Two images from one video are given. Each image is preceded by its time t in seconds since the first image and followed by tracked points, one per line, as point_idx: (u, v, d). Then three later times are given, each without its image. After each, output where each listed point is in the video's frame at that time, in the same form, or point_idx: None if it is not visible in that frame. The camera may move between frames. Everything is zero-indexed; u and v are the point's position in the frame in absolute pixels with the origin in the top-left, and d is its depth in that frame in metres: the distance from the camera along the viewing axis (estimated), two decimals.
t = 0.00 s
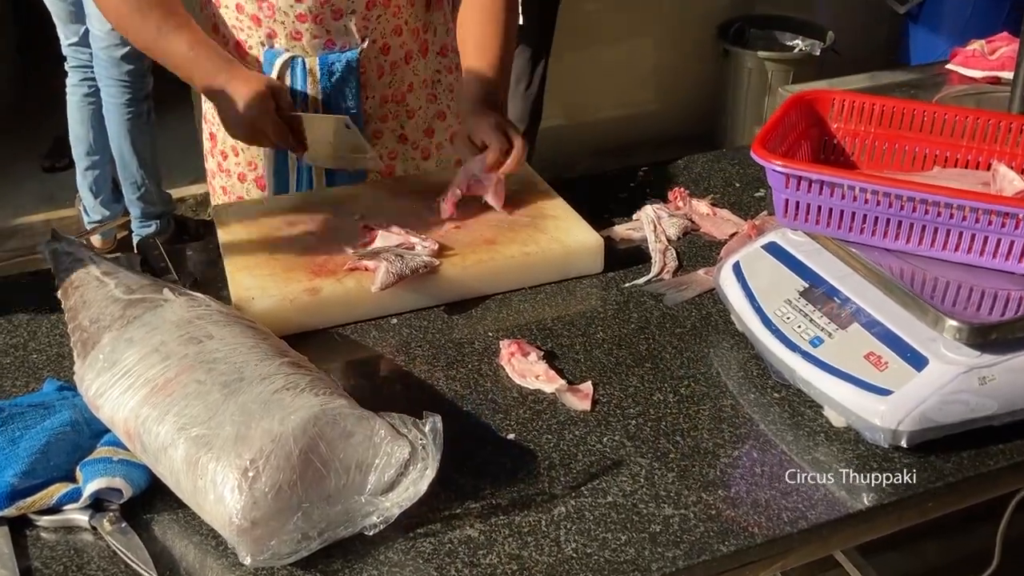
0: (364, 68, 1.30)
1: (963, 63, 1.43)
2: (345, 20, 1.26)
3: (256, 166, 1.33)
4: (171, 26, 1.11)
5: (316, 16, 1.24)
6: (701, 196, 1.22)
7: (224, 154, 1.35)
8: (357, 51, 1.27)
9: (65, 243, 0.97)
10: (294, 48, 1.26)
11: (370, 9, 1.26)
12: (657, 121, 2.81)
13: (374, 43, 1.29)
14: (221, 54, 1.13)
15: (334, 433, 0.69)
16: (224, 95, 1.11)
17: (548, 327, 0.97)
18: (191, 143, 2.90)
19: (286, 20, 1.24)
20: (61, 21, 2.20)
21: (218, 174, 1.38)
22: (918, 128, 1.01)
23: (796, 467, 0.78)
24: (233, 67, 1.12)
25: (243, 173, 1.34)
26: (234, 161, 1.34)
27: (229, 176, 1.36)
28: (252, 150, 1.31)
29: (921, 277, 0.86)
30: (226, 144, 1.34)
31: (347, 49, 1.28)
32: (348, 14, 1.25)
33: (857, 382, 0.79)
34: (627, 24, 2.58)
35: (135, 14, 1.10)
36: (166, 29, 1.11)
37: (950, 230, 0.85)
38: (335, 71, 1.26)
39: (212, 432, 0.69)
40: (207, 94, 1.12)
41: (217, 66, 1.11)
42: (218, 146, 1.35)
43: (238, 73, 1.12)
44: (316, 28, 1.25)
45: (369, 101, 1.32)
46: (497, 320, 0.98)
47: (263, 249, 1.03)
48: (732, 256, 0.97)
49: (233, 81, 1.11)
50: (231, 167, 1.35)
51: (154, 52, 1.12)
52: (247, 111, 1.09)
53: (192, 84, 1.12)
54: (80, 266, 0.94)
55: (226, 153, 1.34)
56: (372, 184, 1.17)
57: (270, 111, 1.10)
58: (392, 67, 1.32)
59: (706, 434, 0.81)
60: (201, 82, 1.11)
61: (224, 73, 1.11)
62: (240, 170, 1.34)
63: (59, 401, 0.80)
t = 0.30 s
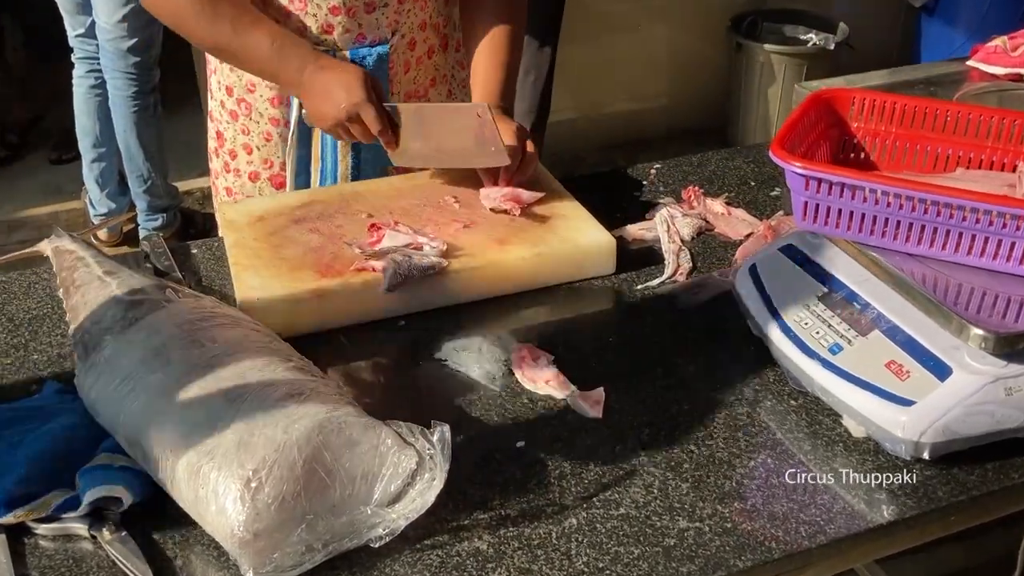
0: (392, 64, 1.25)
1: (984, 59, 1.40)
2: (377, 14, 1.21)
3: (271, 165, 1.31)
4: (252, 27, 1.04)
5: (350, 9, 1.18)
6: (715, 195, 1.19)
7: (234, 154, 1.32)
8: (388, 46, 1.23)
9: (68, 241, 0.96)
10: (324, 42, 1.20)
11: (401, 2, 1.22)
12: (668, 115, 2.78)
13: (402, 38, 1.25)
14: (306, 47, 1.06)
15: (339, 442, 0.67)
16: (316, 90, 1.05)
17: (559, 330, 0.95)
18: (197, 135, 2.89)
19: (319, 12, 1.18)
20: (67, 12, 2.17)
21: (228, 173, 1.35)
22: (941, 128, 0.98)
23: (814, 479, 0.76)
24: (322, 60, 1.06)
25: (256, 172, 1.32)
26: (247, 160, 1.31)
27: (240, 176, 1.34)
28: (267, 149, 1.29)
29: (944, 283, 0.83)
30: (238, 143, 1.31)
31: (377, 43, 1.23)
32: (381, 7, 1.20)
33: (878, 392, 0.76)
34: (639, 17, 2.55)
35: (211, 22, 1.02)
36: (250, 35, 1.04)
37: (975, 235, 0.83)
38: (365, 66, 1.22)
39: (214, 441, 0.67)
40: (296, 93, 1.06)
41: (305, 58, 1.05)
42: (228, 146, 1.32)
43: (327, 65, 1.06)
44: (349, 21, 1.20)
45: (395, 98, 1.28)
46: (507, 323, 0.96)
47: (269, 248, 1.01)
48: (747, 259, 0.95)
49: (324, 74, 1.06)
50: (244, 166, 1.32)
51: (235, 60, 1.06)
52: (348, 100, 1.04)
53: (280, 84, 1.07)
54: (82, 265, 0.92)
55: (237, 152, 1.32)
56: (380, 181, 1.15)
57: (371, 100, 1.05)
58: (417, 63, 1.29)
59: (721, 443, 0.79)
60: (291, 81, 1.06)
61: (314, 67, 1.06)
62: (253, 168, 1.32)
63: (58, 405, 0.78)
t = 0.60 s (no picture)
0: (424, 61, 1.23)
1: (1005, 59, 1.37)
2: (412, 12, 1.17)
3: (292, 163, 1.29)
4: (312, 28, 1.01)
5: (387, 6, 1.15)
6: (728, 196, 1.16)
7: (250, 152, 1.30)
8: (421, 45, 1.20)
9: (65, 240, 0.92)
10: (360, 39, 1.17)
11: None
12: (678, 110, 2.74)
13: (433, 36, 1.22)
14: (363, 48, 1.04)
15: (338, 456, 0.65)
16: (369, 93, 1.05)
17: (566, 336, 0.92)
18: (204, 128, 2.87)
19: (355, 8, 1.14)
20: (72, 3, 2.15)
21: (240, 171, 1.32)
22: (963, 132, 0.96)
23: (829, 496, 0.73)
24: (378, 61, 1.05)
25: (276, 170, 1.30)
26: (269, 157, 1.30)
27: (256, 175, 1.32)
28: (290, 146, 1.28)
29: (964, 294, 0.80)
30: (257, 141, 1.29)
31: (409, 40, 1.20)
32: (416, 4, 1.17)
33: (896, 407, 0.74)
34: (651, 11, 2.52)
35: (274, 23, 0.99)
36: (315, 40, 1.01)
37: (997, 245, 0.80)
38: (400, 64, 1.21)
39: (210, 454, 0.65)
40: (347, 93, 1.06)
41: (363, 59, 1.04)
42: (244, 143, 1.30)
43: (381, 67, 1.05)
44: (384, 18, 1.16)
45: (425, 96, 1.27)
46: (513, 328, 0.94)
47: (270, 250, 0.99)
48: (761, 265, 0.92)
49: (379, 77, 1.05)
50: (261, 164, 1.30)
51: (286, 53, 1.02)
52: (406, 109, 1.04)
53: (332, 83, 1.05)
54: (79, 266, 0.89)
55: (255, 150, 1.30)
56: (384, 180, 1.12)
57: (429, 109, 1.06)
58: (446, 60, 1.27)
59: (733, 457, 0.77)
60: (347, 84, 1.05)
61: (370, 68, 1.05)
62: (272, 166, 1.30)
63: (51, 412, 0.76)
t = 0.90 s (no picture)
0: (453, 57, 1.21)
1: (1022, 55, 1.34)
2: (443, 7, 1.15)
3: (312, 159, 1.27)
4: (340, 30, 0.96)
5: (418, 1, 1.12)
6: (738, 195, 1.14)
7: (267, 147, 1.28)
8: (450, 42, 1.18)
9: (64, 237, 0.88)
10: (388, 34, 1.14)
11: None
12: (687, 105, 2.71)
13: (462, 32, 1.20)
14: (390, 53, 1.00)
15: (335, 465, 0.63)
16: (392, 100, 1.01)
17: (571, 339, 0.90)
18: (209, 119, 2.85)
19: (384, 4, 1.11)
20: None
21: (257, 167, 1.31)
22: (981, 133, 0.93)
23: (841, 507, 0.71)
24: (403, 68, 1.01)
25: (295, 166, 1.28)
26: (288, 154, 1.27)
27: (273, 171, 1.30)
28: (311, 142, 1.25)
29: (980, 301, 0.78)
30: (276, 136, 1.27)
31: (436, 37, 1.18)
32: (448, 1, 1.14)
33: (910, 417, 0.72)
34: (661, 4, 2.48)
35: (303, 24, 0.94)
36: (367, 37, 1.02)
37: (1015, 251, 0.78)
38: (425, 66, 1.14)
39: (204, 461, 0.63)
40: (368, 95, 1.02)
41: None
42: (261, 138, 1.28)
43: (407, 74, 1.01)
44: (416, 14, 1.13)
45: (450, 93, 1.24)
46: (517, 330, 0.92)
47: (271, 248, 0.98)
48: (772, 266, 0.90)
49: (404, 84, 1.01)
50: (279, 160, 1.28)
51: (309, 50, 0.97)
52: None
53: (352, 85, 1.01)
54: (76, 263, 0.85)
55: (273, 146, 1.28)
56: (387, 176, 1.10)
57: None
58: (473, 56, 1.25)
59: (742, 466, 0.75)
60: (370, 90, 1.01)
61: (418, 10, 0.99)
62: (291, 162, 1.28)
63: (44, 414, 0.75)
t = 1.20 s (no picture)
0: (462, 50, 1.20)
1: None
2: None
3: (318, 154, 1.26)
4: (376, 34, 0.95)
5: None
6: (746, 194, 1.13)
7: (271, 143, 1.26)
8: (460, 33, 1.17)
9: (63, 233, 0.87)
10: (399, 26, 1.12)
11: None
12: (694, 100, 2.69)
13: (471, 24, 1.18)
14: (424, 63, 0.99)
15: (333, 470, 0.62)
16: (423, 111, 0.99)
17: (575, 339, 0.89)
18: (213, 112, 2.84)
19: None
20: None
21: (261, 164, 1.29)
22: (994, 132, 0.91)
23: (849, 514, 0.70)
24: (437, 79, 0.99)
25: (300, 162, 1.27)
26: (292, 150, 1.26)
27: (278, 168, 1.28)
28: (316, 137, 1.24)
29: (992, 304, 0.77)
30: (281, 132, 1.25)
31: (449, 29, 1.16)
32: None
33: (921, 424, 0.70)
34: None
35: (340, 23, 0.93)
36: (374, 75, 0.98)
37: None
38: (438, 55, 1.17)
39: (200, 465, 0.62)
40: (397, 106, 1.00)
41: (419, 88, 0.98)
42: (267, 134, 1.26)
43: (440, 86, 1.00)
44: (427, 5, 1.12)
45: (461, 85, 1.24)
46: (520, 330, 0.91)
47: (272, 245, 0.96)
48: (781, 267, 0.88)
49: (438, 97, 0.99)
50: (284, 157, 1.27)
51: (341, 52, 0.95)
52: (458, 125, 0.99)
53: (382, 93, 0.99)
54: (75, 260, 0.84)
55: (278, 141, 1.26)
56: (390, 173, 1.09)
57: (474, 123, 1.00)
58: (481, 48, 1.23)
59: (748, 471, 0.73)
60: (402, 99, 0.99)
61: (424, 89, 0.98)
62: (296, 159, 1.27)
63: (40, 415, 0.73)
